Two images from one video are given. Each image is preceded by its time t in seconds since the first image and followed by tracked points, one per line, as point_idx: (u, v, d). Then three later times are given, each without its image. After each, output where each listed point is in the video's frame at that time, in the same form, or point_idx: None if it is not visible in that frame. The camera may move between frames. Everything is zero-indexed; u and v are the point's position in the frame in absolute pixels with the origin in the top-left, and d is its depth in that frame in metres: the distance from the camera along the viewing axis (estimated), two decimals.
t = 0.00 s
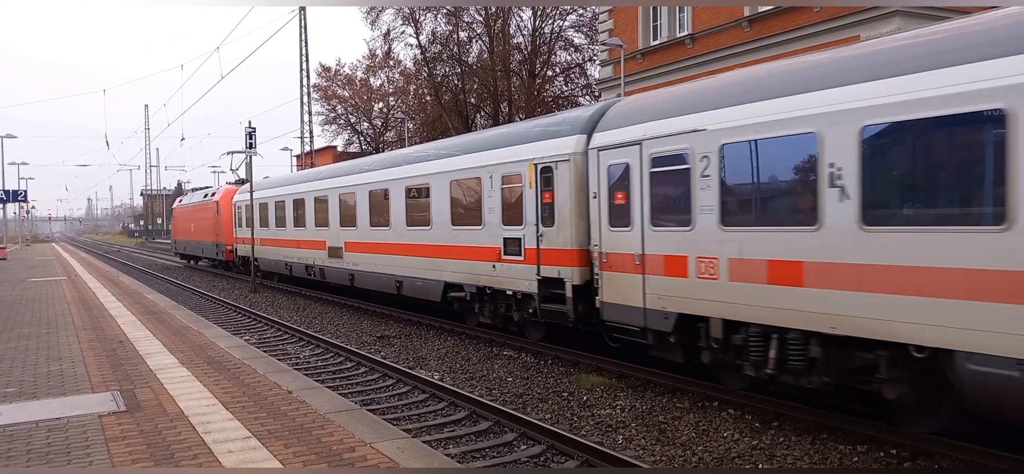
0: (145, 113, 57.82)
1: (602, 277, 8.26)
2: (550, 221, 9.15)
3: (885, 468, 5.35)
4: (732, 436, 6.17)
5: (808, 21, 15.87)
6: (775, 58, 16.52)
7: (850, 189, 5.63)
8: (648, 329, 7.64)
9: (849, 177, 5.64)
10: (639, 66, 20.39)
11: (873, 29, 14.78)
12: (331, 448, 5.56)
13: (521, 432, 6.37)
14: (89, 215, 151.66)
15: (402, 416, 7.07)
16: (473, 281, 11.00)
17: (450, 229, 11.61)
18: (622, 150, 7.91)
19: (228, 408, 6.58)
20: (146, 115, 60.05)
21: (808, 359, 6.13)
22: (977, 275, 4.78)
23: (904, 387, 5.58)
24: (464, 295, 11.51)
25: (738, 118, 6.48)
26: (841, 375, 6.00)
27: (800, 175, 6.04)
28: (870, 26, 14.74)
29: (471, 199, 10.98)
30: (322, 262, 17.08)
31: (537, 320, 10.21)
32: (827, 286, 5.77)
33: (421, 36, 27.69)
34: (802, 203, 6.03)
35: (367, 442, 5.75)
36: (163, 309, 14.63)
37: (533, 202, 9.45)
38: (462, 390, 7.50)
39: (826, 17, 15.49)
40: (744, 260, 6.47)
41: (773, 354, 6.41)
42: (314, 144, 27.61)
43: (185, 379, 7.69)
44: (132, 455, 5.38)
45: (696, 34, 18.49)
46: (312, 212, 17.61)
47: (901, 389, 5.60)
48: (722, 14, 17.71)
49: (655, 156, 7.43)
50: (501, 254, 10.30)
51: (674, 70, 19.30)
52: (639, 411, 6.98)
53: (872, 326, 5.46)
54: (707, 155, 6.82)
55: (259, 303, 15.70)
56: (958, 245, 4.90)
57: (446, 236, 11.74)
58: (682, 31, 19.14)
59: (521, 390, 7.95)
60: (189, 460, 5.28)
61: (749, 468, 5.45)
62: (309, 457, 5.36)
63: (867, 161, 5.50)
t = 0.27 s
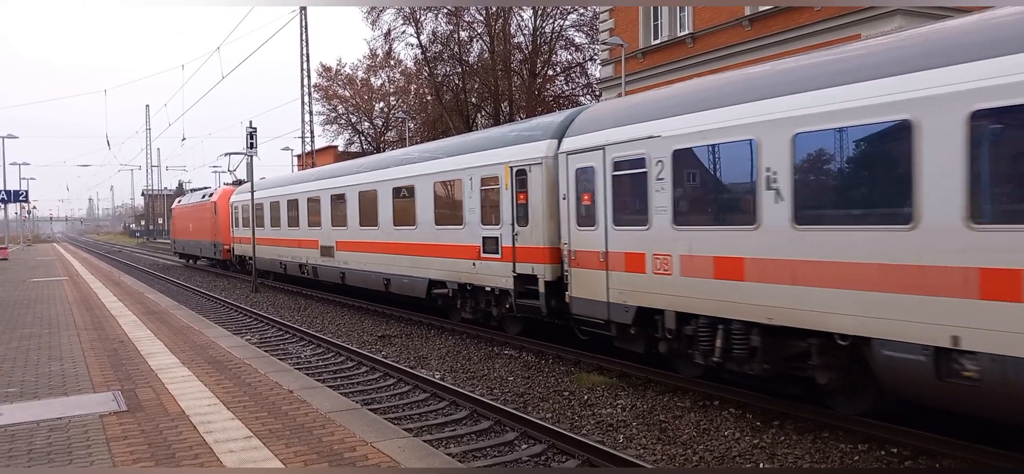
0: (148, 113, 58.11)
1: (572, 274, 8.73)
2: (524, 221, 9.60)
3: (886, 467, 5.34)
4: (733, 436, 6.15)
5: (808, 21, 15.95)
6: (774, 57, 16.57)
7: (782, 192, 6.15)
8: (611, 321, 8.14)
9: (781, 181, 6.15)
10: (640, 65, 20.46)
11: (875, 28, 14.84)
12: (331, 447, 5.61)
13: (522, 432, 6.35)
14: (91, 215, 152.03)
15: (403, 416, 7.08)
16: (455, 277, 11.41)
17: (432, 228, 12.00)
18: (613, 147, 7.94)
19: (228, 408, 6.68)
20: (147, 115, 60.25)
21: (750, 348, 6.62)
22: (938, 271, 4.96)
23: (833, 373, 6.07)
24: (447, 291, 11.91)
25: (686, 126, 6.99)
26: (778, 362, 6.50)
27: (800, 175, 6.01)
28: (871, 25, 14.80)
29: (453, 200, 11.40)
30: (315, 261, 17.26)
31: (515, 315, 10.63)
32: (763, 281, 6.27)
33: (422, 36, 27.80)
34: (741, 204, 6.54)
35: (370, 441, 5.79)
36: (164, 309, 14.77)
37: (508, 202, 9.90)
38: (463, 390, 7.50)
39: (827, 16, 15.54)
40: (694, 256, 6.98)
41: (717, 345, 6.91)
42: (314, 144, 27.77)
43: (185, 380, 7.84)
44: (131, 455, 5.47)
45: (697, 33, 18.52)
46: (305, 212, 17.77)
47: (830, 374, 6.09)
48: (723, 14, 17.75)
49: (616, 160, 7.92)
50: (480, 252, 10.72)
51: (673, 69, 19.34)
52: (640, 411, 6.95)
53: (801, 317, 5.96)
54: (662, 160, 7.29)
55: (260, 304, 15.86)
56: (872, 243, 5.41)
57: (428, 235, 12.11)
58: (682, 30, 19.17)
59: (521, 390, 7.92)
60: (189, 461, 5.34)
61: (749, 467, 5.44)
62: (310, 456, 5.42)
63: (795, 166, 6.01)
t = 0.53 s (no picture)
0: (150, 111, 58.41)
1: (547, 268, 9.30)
2: (503, 219, 10.17)
3: (887, 465, 5.27)
4: (734, 433, 6.08)
5: (808, 17, 15.88)
6: (774, 55, 16.50)
7: (730, 193, 6.70)
8: (581, 313, 8.72)
9: (729, 183, 6.69)
10: (643, 63, 20.54)
11: (875, 25, 14.79)
12: (332, 445, 5.68)
13: (523, 429, 6.30)
14: (92, 213, 152.57)
15: (405, 414, 7.09)
16: (440, 273, 11.94)
17: (418, 227, 12.54)
18: (613, 145, 8.04)
19: (230, 406, 6.83)
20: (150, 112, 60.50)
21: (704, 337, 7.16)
22: (874, 264, 5.44)
23: (777, 359, 6.56)
24: (433, 287, 12.43)
25: (647, 132, 7.56)
26: (728, 350, 7.04)
27: (801, 171, 6.07)
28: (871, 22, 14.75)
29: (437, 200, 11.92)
30: (308, 258, 17.47)
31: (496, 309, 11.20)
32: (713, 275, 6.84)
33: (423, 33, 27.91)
34: (694, 204, 7.11)
35: (370, 440, 5.83)
36: (165, 307, 14.97)
37: (488, 201, 10.47)
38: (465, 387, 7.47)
39: (827, 13, 15.50)
40: (655, 252, 7.55)
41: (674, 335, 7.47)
42: (315, 142, 27.94)
43: (186, 378, 8.05)
44: (133, 452, 5.62)
45: (698, 30, 18.45)
46: (300, 210, 17.98)
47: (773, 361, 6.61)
48: (724, 10, 17.71)
49: (587, 162, 8.49)
50: (464, 249, 11.27)
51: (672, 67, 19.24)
52: (641, 408, 6.88)
53: (747, 307, 6.51)
54: (625, 163, 7.89)
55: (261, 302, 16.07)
56: (806, 240, 5.97)
57: (415, 233, 12.64)
58: (685, 28, 19.08)
59: (523, 388, 7.86)
60: (191, 459, 5.44)
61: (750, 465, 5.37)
62: (311, 454, 5.52)
63: (740, 169, 6.56)
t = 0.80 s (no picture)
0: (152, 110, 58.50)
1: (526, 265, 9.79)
2: (486, 219, 10.67)
3: (889, 463, 5.26)
4: (736, 431, 6.07)
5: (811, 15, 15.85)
6: (776, 53, 16.48)
7: (689, 193, 7.14)
8: (558, 307, 9.20)
9: (689, 184, 7.12)
10: (644, 61, 20.47)
11: (877, 23, 14.80)
12: (335, 444, 5.69)
13: (526, 427, 6.31)
14: (96, 212, 152.83)
15: (408, 412, 7.10)
16: (428, 270, 12.40)
17: (408, 225, 13.00)
18: (613, 143, 8.04)
19: (232, 405, 6.84)
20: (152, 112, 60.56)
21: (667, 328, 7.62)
22: (817, 259, 5.88)
23: (734, 348, 7.09)
24: (422, 283, 12.89)
25: (615, 136, 8.00)
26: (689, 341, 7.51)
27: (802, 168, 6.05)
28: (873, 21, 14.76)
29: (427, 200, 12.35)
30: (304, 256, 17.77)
31: (481, 304, 11.65)
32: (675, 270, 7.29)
33: (424, 32, 27.77)
34: (655, 203, 7.56)
35: (372, 438, 5.84)
36: (167, 306, 14.98)
37: (473, 201, 10.94)
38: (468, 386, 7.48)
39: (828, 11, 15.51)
40: (623, 249, 8.00)
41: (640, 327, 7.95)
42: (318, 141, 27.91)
43: (189, 376, 8.06)
44: (136, 451, 5.63)
45: (700, 28, 18.43)
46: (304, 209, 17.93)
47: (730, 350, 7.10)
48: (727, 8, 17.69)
49: (563, 163, 8.93)
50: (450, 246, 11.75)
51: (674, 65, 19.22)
52: (643, 406, 6.87)
53: (705, 300, 6.95)
54: (597, 164, 8.33)
55: (263, 301, 16.10)
56: (755, 237, 6.44)
57: (405, 231, 13.10)
58: (686, 26, 19.07)
59: (525, 386, 7.87)
60: (193, 458, 5.44)
61: (752, 464, 5.38)
62: (314, 452, 5.52)
63: (697, 172, 7.00)
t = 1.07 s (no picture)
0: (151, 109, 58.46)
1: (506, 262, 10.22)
2: (469, 218, 11.09)
3: (889, 462, 5.25)
4: (737, 430, 6.07)
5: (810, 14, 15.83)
6: (775, 52, 16.48)
7: (654, 194, 7.53)
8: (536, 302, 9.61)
9: (653, 184, 7.51)
10: (644, 60, 20.44)
11: (876, 22, 14.79)
12: (335, 443, 5.68)
13: (526, 427, 6.30)
14: (95, 211, 152.81)
15: (408, 411, 7.09)
16: (415, 267, 12.82)
17: (396, 224, 13.41)
18: (611, 141, 8.02)
19: (232, 404, 6.83)
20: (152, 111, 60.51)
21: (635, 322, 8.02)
22: (767, 256, 6.28)
23: (696, 340, 7.39)
24: (410, 280, 13.29)
25: (587, 139, 8.41)
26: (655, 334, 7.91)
27: (800, 167, 6.05)
28: (872, 19, 14.76)
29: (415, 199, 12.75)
30: (297, 254, 18.04)
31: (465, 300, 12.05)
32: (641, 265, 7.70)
33: (424, 30, 27.77)
34: (622, 203, 7.96)
35: (372, 437, 5.82)
36: (167, 305, 14.98)
37: (458, 201, 11.34)
38: (468, 385, 7.48)
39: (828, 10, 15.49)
40: (595, 247, 8.41)
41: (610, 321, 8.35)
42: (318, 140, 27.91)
43: (188, 375, 8.05)
44: (135, 451, 5.62)
45: (700, 27, 18.42)
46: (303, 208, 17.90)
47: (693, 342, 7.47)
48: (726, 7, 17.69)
49: (540, 165, 9.34)
50: (436, 245, 12.15)
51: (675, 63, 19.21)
52: (643, 405, 6.87)
53: (668, 295, 7.35)
54: (570, 167, 8.75)
55: (263, 300, 16.10)
56: (711, 235, 6.84)
57: (393, 230, 13.52)
58: (686, 24, 19.08)
59: (525, 385, 7.86)
60: (193, 458, 5.42)
61: (753, 464, 5.37)
62: (314, 451, 5.51)
63: (660, 173, 7.40)
